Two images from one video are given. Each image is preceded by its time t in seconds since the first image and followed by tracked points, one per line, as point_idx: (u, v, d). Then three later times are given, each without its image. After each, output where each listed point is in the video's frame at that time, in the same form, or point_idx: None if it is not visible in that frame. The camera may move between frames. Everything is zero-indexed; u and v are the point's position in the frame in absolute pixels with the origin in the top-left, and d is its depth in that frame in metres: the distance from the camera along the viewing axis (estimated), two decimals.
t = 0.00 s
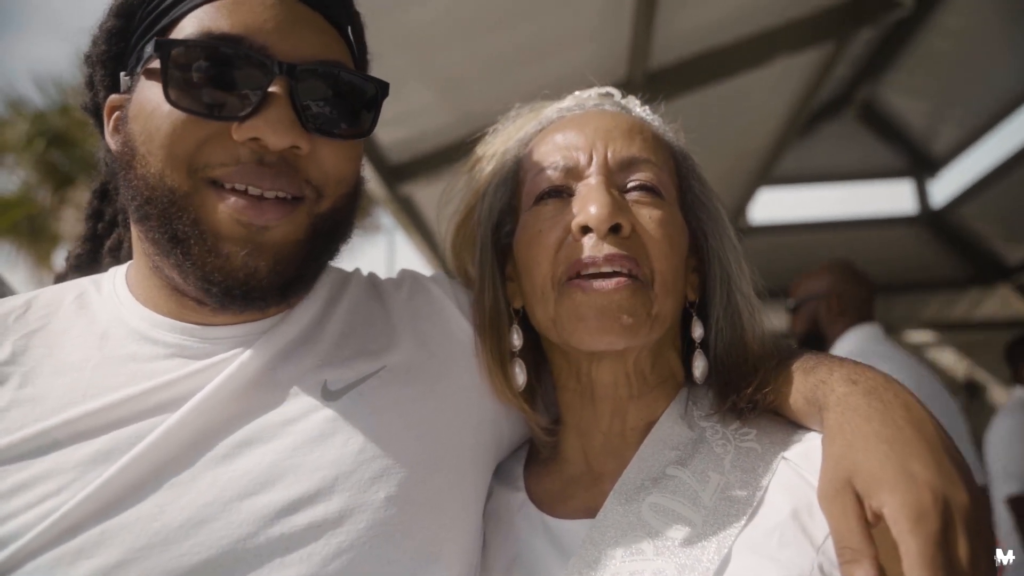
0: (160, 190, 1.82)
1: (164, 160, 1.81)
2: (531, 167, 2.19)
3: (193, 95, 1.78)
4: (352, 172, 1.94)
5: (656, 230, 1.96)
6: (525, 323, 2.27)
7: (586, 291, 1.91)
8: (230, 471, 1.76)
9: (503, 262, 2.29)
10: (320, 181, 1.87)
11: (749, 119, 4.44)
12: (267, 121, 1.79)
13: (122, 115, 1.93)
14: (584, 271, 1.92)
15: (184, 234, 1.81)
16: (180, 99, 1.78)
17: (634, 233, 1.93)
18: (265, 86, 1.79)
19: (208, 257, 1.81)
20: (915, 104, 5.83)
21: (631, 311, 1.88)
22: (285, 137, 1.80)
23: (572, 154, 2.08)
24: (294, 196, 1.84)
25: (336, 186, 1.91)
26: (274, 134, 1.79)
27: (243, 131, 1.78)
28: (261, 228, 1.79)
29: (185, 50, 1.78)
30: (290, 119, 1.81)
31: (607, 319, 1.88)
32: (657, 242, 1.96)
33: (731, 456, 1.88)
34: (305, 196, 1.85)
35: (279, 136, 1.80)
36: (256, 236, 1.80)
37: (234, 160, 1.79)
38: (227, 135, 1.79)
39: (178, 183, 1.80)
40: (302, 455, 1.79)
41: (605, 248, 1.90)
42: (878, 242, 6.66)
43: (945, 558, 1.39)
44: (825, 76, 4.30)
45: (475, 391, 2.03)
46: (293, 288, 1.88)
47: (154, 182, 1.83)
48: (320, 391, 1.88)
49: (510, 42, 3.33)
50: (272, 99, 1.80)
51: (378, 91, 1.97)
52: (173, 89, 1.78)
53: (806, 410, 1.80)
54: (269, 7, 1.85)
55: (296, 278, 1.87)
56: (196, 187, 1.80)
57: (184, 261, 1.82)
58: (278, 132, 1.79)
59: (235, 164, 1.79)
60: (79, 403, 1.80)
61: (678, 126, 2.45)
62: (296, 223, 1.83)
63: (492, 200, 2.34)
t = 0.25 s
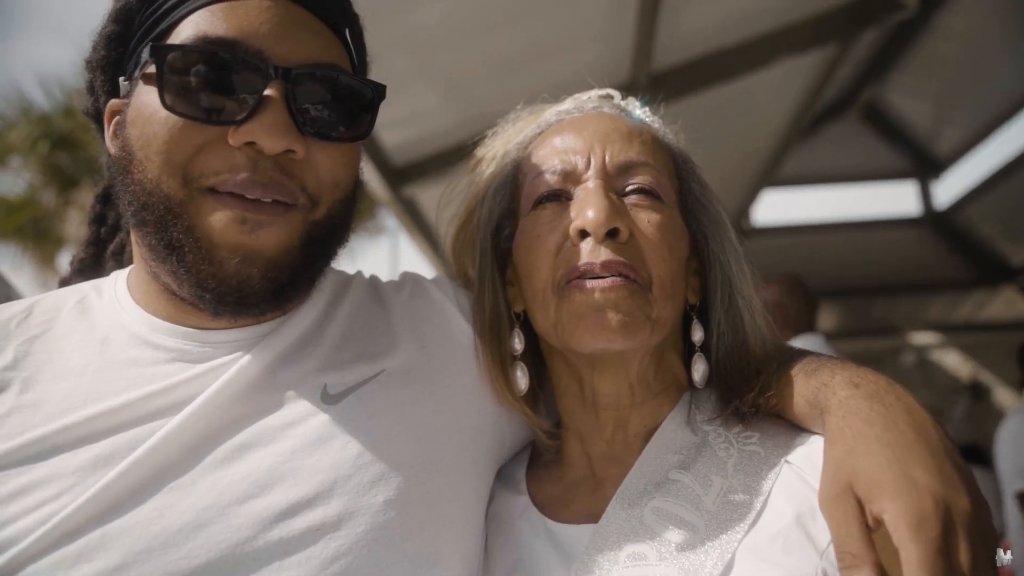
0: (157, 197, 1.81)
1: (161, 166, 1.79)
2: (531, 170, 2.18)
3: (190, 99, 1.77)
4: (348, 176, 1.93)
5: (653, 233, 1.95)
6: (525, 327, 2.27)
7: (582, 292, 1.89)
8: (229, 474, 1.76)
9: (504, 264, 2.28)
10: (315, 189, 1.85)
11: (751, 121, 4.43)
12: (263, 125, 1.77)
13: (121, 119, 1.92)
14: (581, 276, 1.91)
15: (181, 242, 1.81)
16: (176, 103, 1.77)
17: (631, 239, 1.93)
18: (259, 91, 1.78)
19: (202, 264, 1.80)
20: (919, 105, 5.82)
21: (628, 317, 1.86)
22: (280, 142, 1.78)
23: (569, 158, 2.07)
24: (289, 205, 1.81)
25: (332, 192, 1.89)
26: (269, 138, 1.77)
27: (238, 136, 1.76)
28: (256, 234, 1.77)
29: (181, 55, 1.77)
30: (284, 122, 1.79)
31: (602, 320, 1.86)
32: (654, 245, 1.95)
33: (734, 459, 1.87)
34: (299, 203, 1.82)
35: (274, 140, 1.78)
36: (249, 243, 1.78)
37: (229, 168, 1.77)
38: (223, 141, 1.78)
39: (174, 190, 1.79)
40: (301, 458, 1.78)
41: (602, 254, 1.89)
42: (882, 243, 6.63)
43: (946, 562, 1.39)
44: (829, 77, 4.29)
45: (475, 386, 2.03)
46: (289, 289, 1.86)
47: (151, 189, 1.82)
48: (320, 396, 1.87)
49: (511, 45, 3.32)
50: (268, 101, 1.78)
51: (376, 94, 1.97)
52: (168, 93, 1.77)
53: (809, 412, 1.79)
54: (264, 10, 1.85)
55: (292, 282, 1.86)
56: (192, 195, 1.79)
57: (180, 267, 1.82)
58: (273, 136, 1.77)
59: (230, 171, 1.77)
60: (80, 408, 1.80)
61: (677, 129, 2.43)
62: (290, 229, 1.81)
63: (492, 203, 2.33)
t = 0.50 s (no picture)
0: (151, 205, 1.85)
1: (156, 174, 1.82)
2: (539, 171, 2.20)
3: (187, 107, 1.80)
4: (344, 184, 1.95)
5: (661, 234, 1.97)
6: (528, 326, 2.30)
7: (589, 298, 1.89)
8: (231, 477, 1.79)
9: (507, 264, 2.31)
10: (311, 198, 1.87)
11: (755, 122, 4.44)
12: (255, 139, 1.79)
13: (120, 124, 1.95)
14: (590, 275, 1.92)
15: (178, 248, 1.84)
16: (168, 113, 1.80)
17: (640, 239, 1.93)
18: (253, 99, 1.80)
19: (200, 268, 1.82)
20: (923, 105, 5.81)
21: (635, 320, 1.86)
22: (273, 153, 1.80)
23: (579, 158, 2.09)
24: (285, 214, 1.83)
25: (329, 199, 1.92)
26: (260, 150, 1.79)
27: (233, 146, 1.79)
28: (252, 243, 1.80)
29: (177, 65, 1.80)
30: (278, 132, 1.81)
31: (605, 323, 1.86)
32: (663, 246, 1.96)
33: (732, 454, 1.88)
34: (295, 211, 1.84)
35: (267, 152, 1.79)
36: (246, 249, 1.80)
37: (223, 181, 1.79)
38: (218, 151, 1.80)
39: (169, 199, 1.82)
40: (301, 460, 1.81)
41: (611, 252, 1.90)
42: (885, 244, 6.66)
43: (944, 549, 1.39)
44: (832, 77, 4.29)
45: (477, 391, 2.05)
46: (286, 292, 1.89)
47: (145, 197, 1.85)
48: (320, 398, 1.91)
49: (513, 46, 3.34)
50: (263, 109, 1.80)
51: (371, 96, 2.00)
52: (161, 103, 1.80)
53: (806, 402, 1.80)
54: (258, 17, 1.86)
55: (290, 286, 1.89)
56: (185, 204, 1.82)
57: (175, 272, 1.85)
58: (265, 148, 1.79)
59: (223, 185, 1.79)
60: (82, 411, 1.84)
61: (684, 134, 2.45)
62: (286, 236, 1.83)
63: (499, 204, 2.34)
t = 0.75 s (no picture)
0: (133, 216, 1.85)
1: (138, 186, 1.83)
2: (544, 170, 2.20)
3: (167, 121, 1.81)
4: (331, 190, 1.96)
5: (663, 232, 1.97)
6: (530, 325, 2.31)
7: (592, 286, 1.90)
8: (231, 480, 1.81)
9: (509, 263, 2.32)
10: (297, 204, 1.89)
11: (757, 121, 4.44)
12: (235, 148, 1.80)
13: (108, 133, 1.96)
14: (592, 270, 1.92)
15: (163, 258, 1.84)
16: (147, 128, 1.81)
17: (642, 237, 1.94)
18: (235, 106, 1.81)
19: (184, 276, 1.84)
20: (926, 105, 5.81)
21: (632, 319, 1.87)
22: (249, 162, 1.80)
23: (586, 157, 2.10)
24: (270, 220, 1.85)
25: (315, 204, 1.93)
26: (239, 162, 1.80)
27: (209, 158, 1.79)
28: (234, 251, 1.81)
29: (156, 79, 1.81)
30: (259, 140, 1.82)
31: (607, 322, 1.88)
32: (666, 244, 1.97)
33: (730, 453, 1.89)
34: (280, 215, 1.86)
35: (245, 161, 1.80)
36: (228, 255, 1.81)
37: (202, 189, 1.80)
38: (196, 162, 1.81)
39: (149, 209, 1.82)
40: (300, 463, 1.84)
41: (613, 247, 1.90)
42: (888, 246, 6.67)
43: (939, 538, 1.39)
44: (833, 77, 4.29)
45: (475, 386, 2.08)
46: (269, 299, 1.89)
47: (127, 208, 1.86)
48: (320, 398, 1.94)
49: (514, 47, 3.35)
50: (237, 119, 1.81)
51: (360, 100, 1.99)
52: (139, 116, 1.81)
53: (802, 399, 1.81)
54: (236, 24, 1.85)
55: (273, 293, 1.89)
56: (167, 212, 1.82)
57: (156, 283, 1.87)
58: (246, 160, 1.80)
59: (202, 192, 1.80)
60: (84, 415, 1.85)
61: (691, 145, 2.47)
62: (268, 242, 1.84)
63: (507, 202, 2.34)
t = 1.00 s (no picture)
0: (121, 239, 1.85)
1: (122, 211, 1.83)
2: (546, 173, 2.20)
3: (143, 149, 1.76)
4: (319, 208, 1.92)
5: (665, 237, 1.97)
6: (532, 328, 2.32)
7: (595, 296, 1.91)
8: (235, 481, 1.83)
9: (511, 266, 2.31)
10: (282, 224, 1.85)
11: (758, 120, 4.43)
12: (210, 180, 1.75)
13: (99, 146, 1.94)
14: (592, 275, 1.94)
15: (151, 281, 1.84)
16: (121, 157, 1.77)
17: (644, 241, 1.94)
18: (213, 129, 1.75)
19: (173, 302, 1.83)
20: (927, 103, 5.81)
21: (635, 324, 1.88)
22: (225, 194, 1.76)
23: (586, 161, 2.09)
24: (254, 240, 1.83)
25: (302, 224, 1.89)
26: (214, 194, 1.76)
27: (186, 187, 1.76)
28: (217, 271, 1.80)
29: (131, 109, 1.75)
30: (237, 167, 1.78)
31: (612, 328, 1.88)
32: (666, 247, 1.96)
33: (734, 456, 1.89)
34: (266, 235, 1.84)
35: (219, 194, 1.76)
36: (212, 279, 1.80)
37: (183, 215, 1.78)
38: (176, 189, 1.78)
39: (135, 233, 1.82)
40: (303, 464, 1.85)
41: (615, 254, 1.90)
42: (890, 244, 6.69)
43: (941, 540, 1.39)
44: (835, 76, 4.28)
45: (478, 388, 2.08)
46: (255, 322, 1.88)
47: (115, 230, 1.86)
48: (323, 400, 1.94)
49: (515, 46, 3.34)
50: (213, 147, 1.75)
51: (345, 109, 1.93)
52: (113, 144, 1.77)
53: (807, 404, 1.81)
54: (210, 45, 1.79)
55: (258, 314, 1.88)
56: (152, 235, 1.81)
57: (150, 304, 1.88)
58: (219, 193, 1.76)
59: (185, 219, 1.78)
60: (90, 416, 1.87)
61: (694, 145, 2.47)
62: (253, 265, 1.83)
63: (510, 206, 2.33)
